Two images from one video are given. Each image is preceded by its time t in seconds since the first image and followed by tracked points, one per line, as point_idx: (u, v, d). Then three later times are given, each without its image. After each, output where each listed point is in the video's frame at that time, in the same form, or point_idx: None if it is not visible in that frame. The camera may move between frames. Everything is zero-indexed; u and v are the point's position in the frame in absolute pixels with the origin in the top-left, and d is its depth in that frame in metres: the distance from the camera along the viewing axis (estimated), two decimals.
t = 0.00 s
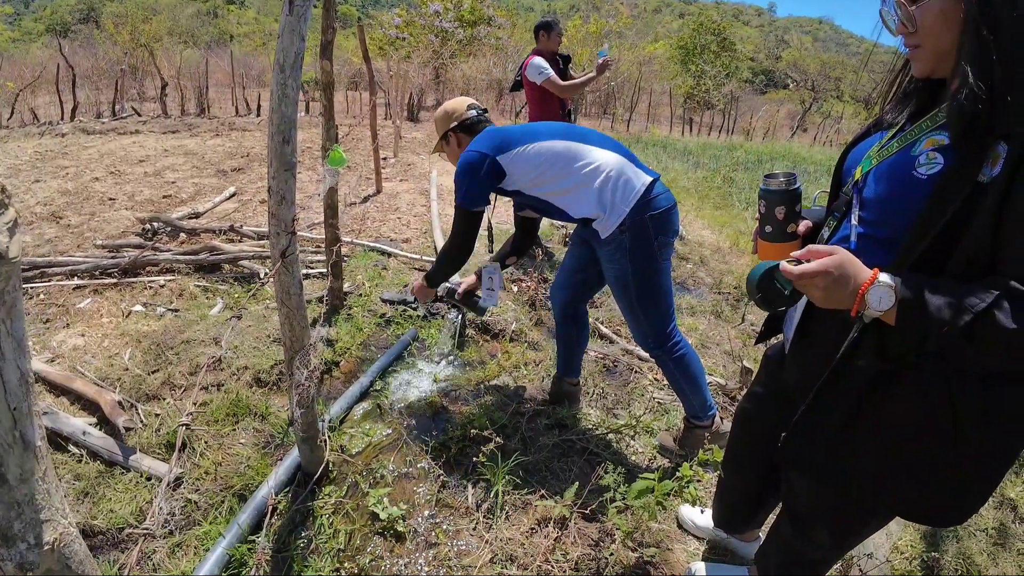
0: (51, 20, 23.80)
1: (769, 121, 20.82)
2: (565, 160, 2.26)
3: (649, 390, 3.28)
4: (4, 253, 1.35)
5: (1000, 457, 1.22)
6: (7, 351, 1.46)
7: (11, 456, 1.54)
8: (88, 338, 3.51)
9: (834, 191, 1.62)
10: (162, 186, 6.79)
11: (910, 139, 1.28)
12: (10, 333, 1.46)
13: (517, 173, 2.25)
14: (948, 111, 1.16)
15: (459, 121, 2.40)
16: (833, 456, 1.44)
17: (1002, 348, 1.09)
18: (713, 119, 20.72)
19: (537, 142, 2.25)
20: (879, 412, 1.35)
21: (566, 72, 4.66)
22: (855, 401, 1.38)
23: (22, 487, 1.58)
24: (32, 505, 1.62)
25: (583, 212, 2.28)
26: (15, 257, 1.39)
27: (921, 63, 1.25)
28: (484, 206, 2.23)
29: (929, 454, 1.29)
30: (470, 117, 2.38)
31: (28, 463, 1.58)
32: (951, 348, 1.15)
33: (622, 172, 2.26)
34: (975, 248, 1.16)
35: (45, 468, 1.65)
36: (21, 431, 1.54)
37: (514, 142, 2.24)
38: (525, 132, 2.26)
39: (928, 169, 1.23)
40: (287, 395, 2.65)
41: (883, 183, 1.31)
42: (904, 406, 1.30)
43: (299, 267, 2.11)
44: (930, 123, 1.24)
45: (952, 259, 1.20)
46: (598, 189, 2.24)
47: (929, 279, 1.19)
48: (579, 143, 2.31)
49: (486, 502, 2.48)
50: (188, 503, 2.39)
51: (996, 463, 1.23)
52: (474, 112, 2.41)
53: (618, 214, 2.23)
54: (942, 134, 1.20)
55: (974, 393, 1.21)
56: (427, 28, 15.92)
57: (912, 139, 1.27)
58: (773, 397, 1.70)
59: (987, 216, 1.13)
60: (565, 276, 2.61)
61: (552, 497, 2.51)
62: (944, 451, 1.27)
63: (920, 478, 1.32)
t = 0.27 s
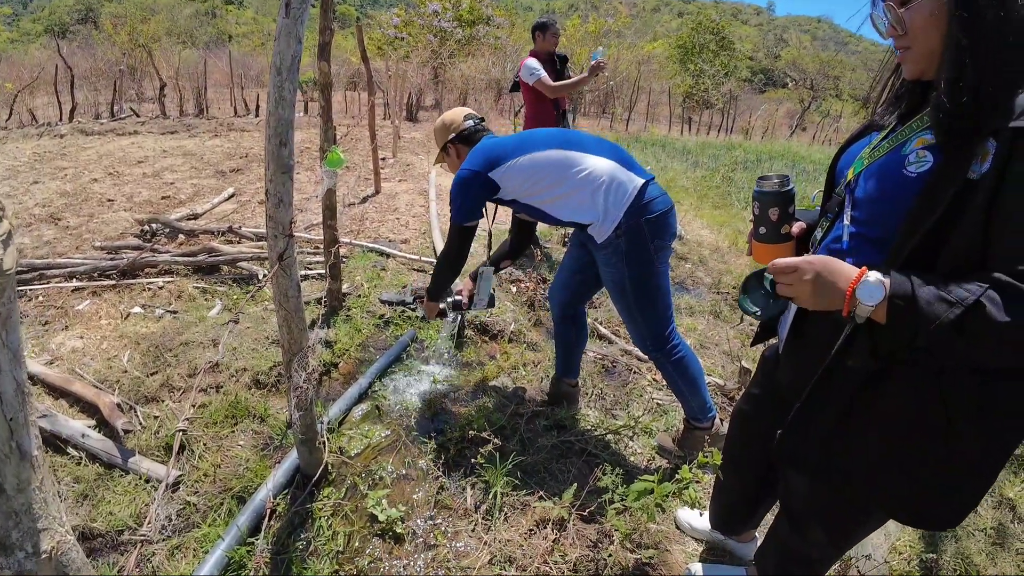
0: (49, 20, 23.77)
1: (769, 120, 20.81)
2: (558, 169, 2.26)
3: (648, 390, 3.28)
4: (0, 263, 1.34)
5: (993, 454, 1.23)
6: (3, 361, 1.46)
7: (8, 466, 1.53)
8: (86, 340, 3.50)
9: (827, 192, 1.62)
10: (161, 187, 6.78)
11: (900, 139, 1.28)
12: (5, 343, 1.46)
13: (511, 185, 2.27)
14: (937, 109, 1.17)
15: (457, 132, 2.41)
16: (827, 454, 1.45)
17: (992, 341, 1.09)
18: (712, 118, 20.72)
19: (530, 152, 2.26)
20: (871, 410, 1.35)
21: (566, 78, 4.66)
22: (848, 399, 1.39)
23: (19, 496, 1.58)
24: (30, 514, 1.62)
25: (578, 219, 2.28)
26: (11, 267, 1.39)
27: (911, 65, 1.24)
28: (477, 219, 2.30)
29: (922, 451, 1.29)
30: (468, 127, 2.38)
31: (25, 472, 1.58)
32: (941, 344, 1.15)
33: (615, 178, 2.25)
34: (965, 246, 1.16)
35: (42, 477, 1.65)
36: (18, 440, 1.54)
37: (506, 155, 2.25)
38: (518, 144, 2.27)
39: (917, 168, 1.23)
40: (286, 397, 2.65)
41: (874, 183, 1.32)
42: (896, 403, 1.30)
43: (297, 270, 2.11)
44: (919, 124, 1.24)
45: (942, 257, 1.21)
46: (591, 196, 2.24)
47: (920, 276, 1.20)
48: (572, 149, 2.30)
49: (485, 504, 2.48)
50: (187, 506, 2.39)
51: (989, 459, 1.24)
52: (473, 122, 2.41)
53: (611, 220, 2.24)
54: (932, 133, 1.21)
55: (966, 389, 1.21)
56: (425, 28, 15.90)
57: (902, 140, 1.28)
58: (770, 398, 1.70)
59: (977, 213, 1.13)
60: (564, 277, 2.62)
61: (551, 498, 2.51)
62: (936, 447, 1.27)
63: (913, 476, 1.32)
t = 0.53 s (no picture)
0: (49, 20, 23.77)
1: (768, 120, 20.81)
2: (555, 172, 2.26)
3: (648, 390, 3.28)
4: (4, 264, 1.34)
5: (988, 446, 1.24)
6: (7, 363, 1.46)
7: (12, 468, 1.53)
8: (86, 340, 3.50)
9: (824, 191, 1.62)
10: (160, 187, 6.78)
11: (896, 137, 1.29)
12: (8, 346, 1.46)
13: (509, 190, 2.28)
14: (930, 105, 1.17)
15: (455, 139, 2.42)
16: (825, 452, 1.45)
17: (986, 333, 1.10)
18: (711, 118, 20.72)
19: (527, 157, 2.25)
20: (868, 406, 1.36)
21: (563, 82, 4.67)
22: (845, 395, 1.39)
23: (23, 497, 1.58)
24: (34, 517, 1.62)
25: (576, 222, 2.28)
26: (15, 269, 1.38)
27: (907, 65, 1.25)
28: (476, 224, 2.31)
29: (918, 444, 1.30)
30: (465, 133, 2.39)
31: (29, 474, 1.58)
32: (936, 338, 1.16)
33: (612, 180, 2.25)
34: (960, 242, 1.17)
35: (46, 479, 1.65)
36: (22, 442, 1.54)
37: (504, 160, 2.25)
38: (515, 148, 2.26)
39: (913, 164, 1.23)
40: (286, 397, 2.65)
41: (870, 180, 1.32)
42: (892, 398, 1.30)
43: (298, 270, 2.11)
44: (913, 121, 1.25)
45: (936, 252, 1.21)
46: (588, 199, 2.24)
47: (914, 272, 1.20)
48: (570, 152, 2.30)
49: (486, 503, 2.48)
50: (188, 506, 2.39)
51: (983, 452, 1.25)
52: (470, 129, 2.41)
53: (609, 222, 2.24)
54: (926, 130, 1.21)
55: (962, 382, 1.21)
56: (425, 27, 15.89)
57: (898, 137, 1.28)
58: (768, 396, 1.70)
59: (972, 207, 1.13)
60: (563, 276, 2.61)
61: (552, 497, 2.52)
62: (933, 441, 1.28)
63: (909, 469, 1.33)
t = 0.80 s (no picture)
0: (48, 20, 23.76)
1: (767, 121, 20.82)
2: (553, 173, 2.26)
3: (648, 390, 3.29)
4: (7, 266, 1.34)
5: (984, 446, 1.24)
6: (10, 365, 1.46)
7: (16, 470, 1.53)
8: (86, 341, 3.50)
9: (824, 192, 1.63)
10: (160, 187, 6.77)
11: (895, 137, 1.29)
12: (12, 349, 1.46)
13: (507, 191, 2.28)
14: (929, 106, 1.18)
15: (455, 141, 2.43)
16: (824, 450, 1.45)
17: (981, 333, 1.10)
18: (710, 119, 20.73)
19: (525, 158, 2.26)
20: (866, 404, 1.36)
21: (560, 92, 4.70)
22: (844, 393, 1.40)
23: (27, 500, 1.58)
24: (38, 519, 1.62)
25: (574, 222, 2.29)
26: (19, 272, 1.38)
27: (907, 65, 1.25)
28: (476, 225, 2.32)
29: (914, 444, 1.30)
30: (465, 135, 2.39)
31: (32, 476, 1.58)
32: (932, 337, 1.16)
33: (611, 179, 2.25)
34: (958, 243, 1.17)
35: (49, 481, 1.65)
36: (26, 445, 1.54)
37: (503, 161, 2.25)
38: (514, 149, 2.27)
39: (911, 165, 1.24)
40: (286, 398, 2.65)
41: (869, 181, 1.32)
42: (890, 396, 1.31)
43: (299, 271, 2.11)
44: (913, 122, 1.25)
45: (935, 252, 1.21)
46: (587, 200, 2.24)
47: (912, 272, 1.20)
48: (569, 152, 2.30)
49: (486, 504, 2.48)
50: (188, 507, 2.39)
51: (980, 453, 1.25)
52: (470, 129, 2.41)
53: (608, 222, 2.24)
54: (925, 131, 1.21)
55: (959, 381, 1.22)
56: (425, 28, 15.88)
57: (897, 138, 1.28)
58: (768, 396, 1.71)
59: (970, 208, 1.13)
60: (562, 276, 2.61)
61: (552, 498, 2.52)
62: (930, 440, 1.28)
63: (906, 468, 1.33)
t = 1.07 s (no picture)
0: (47, 21, 23.74)
1: (766, 121, 20.85)
2: (550, 173, 2.26)
3: (646, 390, 3.29)
4: (5, 264, 1.34)
5: (981, 446, 1.25)
6: (8, 362, 1.46)
7: (14, 467, 1.53)
8: (84, 341, 3.50)
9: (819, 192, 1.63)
10: (157, 187, 6.76)
11: (891, 138, 1.29)
12: (10, 345, 1.45)
13: (505, 191, 2.28)
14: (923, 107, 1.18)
15: (453, 142, 2.43)
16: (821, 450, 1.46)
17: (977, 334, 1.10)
18: (709, 119, 20.75)
19: (522, 157, 2.26)
20: (864, 405, 1.36)
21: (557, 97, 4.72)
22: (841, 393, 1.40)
23: (24, 497, 1.58)
24: (36, 515, 1.61)
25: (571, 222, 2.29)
26: (16, 268, 1.38)
27: (902, 65, 1.24)
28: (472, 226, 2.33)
29: (911, 444, 1.31)
30: (463, 136, 2.40)
31: (30, 473, 1.57)
32: (929, 338, 1.16)
33: (608, 179, 2.25)
34: (953, 243, 1.17)
35: (47, 477, 1.65)
36: (23, 441, 1.54)
37: (500, 162, 2.26)
38: (510, 149, 2.27)
39: (906, 166, 1.24)
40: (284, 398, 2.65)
41: (864, 181, 1.33)
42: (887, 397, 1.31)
43: (297, 270, 2.11)
44: (907, 124, 1.25)
45: (930, 252, 1.21)
46: (583, 199, 2.25)
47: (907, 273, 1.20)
48: (565, 152, 2.31)
49: (484, 504, 2.48)
50: (186, 507, 2.39)
51: (975, 453, 1.26)
52: (468, 130, 2.42)
53: (606, 221, 2.24)
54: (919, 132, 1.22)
55: (955, 381, 1.22)
56: (423, 28, 15.88)
57: (892, 139, 1.29)
58: (765, 396, 1.71)
59: (965, 208, 1.14)
60: (559, 276, 2.61)
61: (550, 498, 2.52)
62: (927, 440, 1.28)
63: (903, 469, 1.33)
